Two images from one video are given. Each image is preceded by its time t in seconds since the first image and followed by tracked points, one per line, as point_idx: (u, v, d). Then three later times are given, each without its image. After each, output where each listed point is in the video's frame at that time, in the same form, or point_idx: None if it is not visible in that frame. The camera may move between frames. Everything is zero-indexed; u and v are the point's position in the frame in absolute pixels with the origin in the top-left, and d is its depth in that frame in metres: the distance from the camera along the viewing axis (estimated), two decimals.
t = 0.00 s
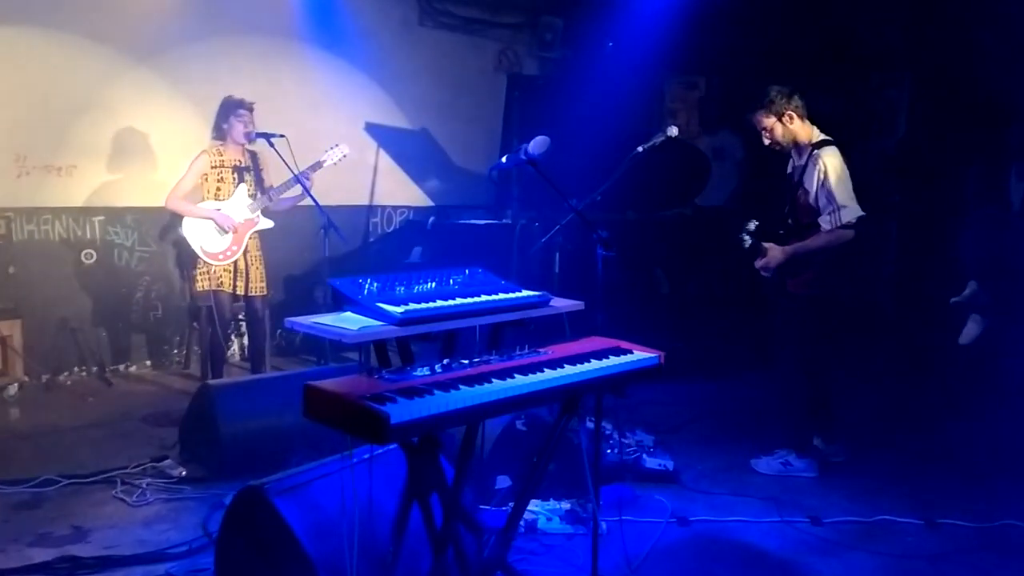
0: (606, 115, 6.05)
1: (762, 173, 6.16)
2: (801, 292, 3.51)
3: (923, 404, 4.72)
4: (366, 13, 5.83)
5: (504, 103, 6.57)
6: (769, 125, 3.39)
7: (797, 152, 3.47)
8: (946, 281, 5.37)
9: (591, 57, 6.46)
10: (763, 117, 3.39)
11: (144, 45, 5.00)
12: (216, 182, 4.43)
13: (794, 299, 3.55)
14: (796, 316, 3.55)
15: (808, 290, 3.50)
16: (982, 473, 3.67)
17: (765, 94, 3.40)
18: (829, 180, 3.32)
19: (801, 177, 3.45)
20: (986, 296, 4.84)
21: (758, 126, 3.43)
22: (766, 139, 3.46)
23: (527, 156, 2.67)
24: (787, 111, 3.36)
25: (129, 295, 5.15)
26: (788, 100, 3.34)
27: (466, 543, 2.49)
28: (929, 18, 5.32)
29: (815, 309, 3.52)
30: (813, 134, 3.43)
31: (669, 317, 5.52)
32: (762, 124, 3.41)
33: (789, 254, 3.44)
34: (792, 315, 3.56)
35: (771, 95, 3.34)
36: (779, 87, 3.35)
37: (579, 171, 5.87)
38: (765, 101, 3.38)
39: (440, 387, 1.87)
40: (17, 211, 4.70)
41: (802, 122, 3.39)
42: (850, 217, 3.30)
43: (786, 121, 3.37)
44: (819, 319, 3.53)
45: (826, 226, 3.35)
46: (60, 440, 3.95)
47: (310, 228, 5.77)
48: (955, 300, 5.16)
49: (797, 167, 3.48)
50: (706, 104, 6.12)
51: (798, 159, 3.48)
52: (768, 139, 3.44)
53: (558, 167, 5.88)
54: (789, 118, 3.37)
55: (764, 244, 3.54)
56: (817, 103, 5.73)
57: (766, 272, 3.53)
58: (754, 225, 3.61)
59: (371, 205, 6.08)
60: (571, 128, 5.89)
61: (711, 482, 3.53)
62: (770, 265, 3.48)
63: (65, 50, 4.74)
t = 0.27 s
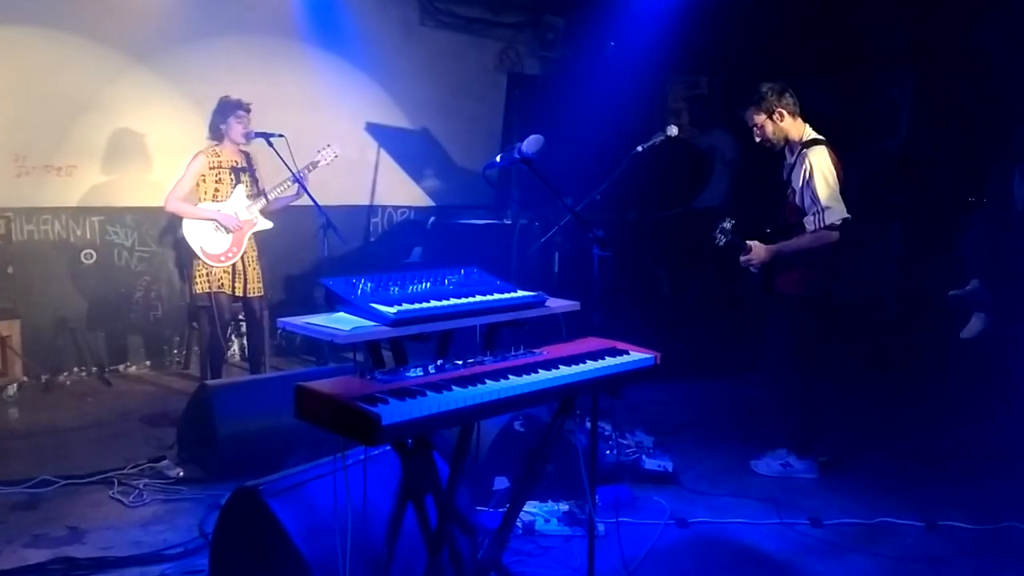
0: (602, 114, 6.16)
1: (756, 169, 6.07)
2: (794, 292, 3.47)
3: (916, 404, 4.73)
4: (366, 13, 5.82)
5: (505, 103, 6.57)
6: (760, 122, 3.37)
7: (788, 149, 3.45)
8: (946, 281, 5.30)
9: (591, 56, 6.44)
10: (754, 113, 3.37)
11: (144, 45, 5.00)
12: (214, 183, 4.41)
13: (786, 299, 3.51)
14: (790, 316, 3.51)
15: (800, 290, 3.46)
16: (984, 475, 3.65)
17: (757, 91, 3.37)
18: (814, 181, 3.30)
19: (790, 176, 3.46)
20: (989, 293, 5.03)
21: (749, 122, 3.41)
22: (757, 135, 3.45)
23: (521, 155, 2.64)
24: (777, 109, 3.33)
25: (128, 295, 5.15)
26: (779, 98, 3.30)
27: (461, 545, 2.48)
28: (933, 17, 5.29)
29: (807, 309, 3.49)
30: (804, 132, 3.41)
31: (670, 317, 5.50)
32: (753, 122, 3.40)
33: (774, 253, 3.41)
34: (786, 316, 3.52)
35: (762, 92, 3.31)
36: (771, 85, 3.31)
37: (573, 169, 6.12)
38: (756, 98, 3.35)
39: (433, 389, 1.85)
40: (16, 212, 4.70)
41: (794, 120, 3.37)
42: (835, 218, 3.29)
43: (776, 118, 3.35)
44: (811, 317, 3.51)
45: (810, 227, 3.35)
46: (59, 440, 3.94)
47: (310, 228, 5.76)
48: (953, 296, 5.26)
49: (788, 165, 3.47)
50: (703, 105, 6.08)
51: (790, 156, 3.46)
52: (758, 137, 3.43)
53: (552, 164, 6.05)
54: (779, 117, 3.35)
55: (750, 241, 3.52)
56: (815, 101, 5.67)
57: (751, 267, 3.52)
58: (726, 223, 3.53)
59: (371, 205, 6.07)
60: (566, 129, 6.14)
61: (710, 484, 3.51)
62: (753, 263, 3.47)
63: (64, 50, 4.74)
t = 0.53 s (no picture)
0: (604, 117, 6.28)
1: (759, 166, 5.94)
2: (792, 292, 3.42)
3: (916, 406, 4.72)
4: (368, 13, 5.81)
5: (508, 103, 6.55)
6: (751, 121, 3.35)
7: (780, 149, 3.43)
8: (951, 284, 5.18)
9: (596, 58, 6.50)
10: (745, 112, 3.35)
11: (146, 44, 4.99)
12: (215, 182, 4.40)
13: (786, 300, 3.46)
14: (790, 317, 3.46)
15: (799, 290, 3.41)
16: (989, 477, 3.62)
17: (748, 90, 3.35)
18: (805, 180, 3.28)
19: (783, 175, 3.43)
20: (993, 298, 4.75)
21: (740, 121, 3.40)
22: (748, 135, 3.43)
23: (518, 155, 2.63)
24: (767, 108, 3.32)
25: (131, 294, 5.15)
26: (771, 96, 3.30)
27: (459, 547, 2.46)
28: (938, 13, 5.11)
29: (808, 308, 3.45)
30: (795, 130, 3.37)
31: (673, 318, 5.48)
32: (744, 120, 3.38)
33: (766, 253, 3.40)
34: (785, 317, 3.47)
35: (753, 90, 3.30)
36: (762, 83, 3.31)
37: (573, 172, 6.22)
38: (747, 97, 3.34)
39: (428, 390, 1.84)
40: (19, 211, 4.69)
41: (785, 119, 3.35)
42: (826, 217, 3.24)
43: (767, 117, 3.33)
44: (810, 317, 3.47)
45: (802, 226, 3.30)
46: (60, 440, 3.94)
47: (312, 228, 5.75)
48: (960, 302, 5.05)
49: (780, 164, 3.44)
50: (705, 104, 6.07)
51: (781, 156, 3.43)
52: (749, 136, 3.41)
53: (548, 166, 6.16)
54: (770, 116, 3.33)
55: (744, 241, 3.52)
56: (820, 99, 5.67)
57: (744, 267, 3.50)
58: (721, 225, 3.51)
59: (374, 206, 6.07)
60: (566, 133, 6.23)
61: (712, 485, 3.49)
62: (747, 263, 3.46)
63: (66, 49, 4.74)
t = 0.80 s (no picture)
0: (612, 120, 6.21)
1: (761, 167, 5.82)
2: (782, 295, 3.41)
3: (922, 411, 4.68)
4: (375, 14, 5.81)
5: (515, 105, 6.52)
6: (744, 124, 3.33)
7: (772, 152, 3.39)
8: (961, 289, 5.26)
9: (606, 59, 6.52)
10: (739, 115, 3.33)
11: (154, 45, 5.00)
12: (222, 183, 4.40)
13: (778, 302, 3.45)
14: (781, 319, 3.46)
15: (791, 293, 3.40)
16: (998, 484, 3.58)
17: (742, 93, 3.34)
18: (804, 185, 3.25)
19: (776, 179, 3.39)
20: (1006, 303, 4.65)
21: (734, 123, 3.37)
22: (741, 138, 3.40)
23: (521, 155, 2.63)
24: (762, 111, 3.29)
25: (138, 294, 5.16)
26: (764, 100, 3.28)
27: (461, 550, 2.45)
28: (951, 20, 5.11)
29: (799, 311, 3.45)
30: (788, 134, 3.34)
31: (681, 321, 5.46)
32: (737, 123, 3.36)
33: (763, 257, 3.33)
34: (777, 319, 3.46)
35: (747, 94, 3.28)
36: (756, 86, 3.28)
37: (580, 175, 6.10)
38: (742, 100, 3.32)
39: (430, 392, 1.82)
40: (27, 210, 4.71)
41: (778, 122, 3.32)
42: (824, 221, 3.24)
43: (761, 120, 3.31)
44: (801, 320, 3.46)
45: (799, 230, 3.29)
46: (66, 439, 3.95)
47: (317, 229, 5.75)
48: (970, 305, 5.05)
49: (773, 168, 3.41)
50: (710, 106, 6.16)
51: (774, 160, 3.40)
52: (742, 139, 3.38)
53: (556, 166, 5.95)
54: (764, 118, 3.31)
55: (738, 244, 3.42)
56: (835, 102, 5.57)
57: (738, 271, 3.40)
58: (731, 232, 3.49)
59: (382, 206, 6.07)
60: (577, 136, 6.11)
61: (718, 489, 3.47)
62: (743, 265, 3.35)
63: (75, 49, 4.76)
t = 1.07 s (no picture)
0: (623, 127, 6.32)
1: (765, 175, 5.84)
2: (769, 303, 3.36)
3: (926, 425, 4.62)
4: (387, 19, 5.82)
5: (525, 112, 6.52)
6: (742, 131, 3.29)
7: (766, 161, 3.41)
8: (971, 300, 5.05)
9: (615, 65, 6.39)
10: (737, 122, 3.29)
11: (166, 47, 5.03)
12: (230, 185, 4.42)
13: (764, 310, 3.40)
14: (768, 327, 3.42)
15: (777, 301, 3.36)
16: (1007, 499, 3.54)
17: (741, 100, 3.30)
18: (800, 197, 3.24)
19: (770, 188, 3.37)
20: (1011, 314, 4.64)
21: (731, 130, 3.33)
22: (737, 144, 3.37)
23: (526, 162, 2.64)
24: (760, 119, 3.26)
25: (146, 295, 5.18)
26: (763, 108, 3.24)
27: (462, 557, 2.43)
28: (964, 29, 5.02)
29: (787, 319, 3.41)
30: (785, 144, 3.34)
31: (689, 330, 5.44)
32: (735, 130, 3.32)
33: (752, 263, 3.33)
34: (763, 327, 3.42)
35: (747, 101, 3.24)
36: (756, 94, 3.25)
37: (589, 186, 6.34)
38: (740, 106, 3.28)
39: (431, 398, 1.82)
40: (36, 210, 4.74)
41: (775, 131, 3.30)
42: (816, 233, 3.25)
43: (759, 128, 3.27)
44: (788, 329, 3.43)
45: (790, 240, 3.27)
46: (71, 439, 3.96)
47: (324, 232, 5.76)
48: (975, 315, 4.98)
49: (766, 177, 3.41)
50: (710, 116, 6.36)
51: (767, 168, 3.41)
52: (738, 145, 3.35)
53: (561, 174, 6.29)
54: (761, 127, 3.28)
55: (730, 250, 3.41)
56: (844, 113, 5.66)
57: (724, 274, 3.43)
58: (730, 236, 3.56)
59: (390, 210, 6.07)
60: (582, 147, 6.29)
61: (722, 500, 3.44)
62: (732, 270, 3.35)
63: (87, 50, 4.78)
